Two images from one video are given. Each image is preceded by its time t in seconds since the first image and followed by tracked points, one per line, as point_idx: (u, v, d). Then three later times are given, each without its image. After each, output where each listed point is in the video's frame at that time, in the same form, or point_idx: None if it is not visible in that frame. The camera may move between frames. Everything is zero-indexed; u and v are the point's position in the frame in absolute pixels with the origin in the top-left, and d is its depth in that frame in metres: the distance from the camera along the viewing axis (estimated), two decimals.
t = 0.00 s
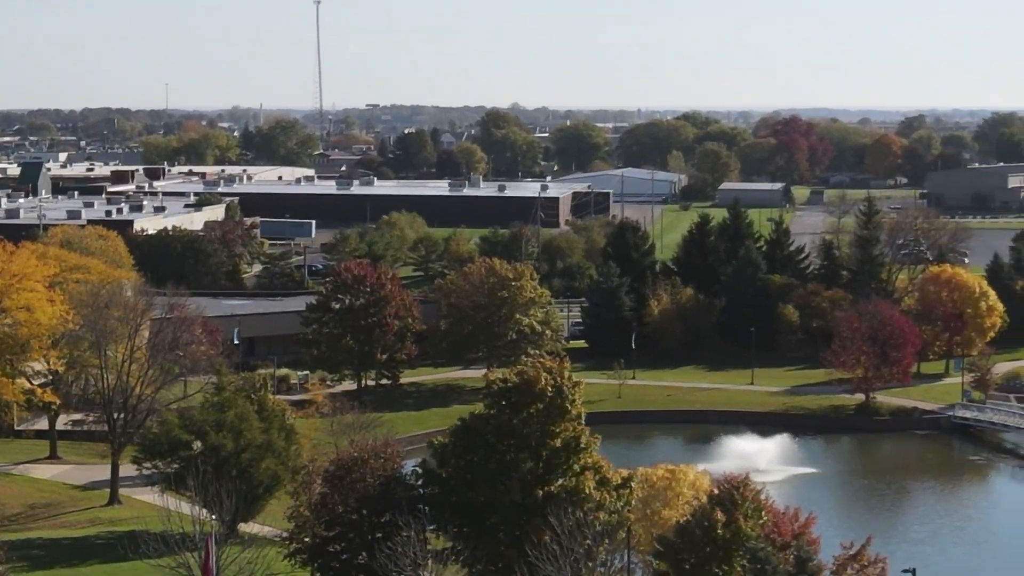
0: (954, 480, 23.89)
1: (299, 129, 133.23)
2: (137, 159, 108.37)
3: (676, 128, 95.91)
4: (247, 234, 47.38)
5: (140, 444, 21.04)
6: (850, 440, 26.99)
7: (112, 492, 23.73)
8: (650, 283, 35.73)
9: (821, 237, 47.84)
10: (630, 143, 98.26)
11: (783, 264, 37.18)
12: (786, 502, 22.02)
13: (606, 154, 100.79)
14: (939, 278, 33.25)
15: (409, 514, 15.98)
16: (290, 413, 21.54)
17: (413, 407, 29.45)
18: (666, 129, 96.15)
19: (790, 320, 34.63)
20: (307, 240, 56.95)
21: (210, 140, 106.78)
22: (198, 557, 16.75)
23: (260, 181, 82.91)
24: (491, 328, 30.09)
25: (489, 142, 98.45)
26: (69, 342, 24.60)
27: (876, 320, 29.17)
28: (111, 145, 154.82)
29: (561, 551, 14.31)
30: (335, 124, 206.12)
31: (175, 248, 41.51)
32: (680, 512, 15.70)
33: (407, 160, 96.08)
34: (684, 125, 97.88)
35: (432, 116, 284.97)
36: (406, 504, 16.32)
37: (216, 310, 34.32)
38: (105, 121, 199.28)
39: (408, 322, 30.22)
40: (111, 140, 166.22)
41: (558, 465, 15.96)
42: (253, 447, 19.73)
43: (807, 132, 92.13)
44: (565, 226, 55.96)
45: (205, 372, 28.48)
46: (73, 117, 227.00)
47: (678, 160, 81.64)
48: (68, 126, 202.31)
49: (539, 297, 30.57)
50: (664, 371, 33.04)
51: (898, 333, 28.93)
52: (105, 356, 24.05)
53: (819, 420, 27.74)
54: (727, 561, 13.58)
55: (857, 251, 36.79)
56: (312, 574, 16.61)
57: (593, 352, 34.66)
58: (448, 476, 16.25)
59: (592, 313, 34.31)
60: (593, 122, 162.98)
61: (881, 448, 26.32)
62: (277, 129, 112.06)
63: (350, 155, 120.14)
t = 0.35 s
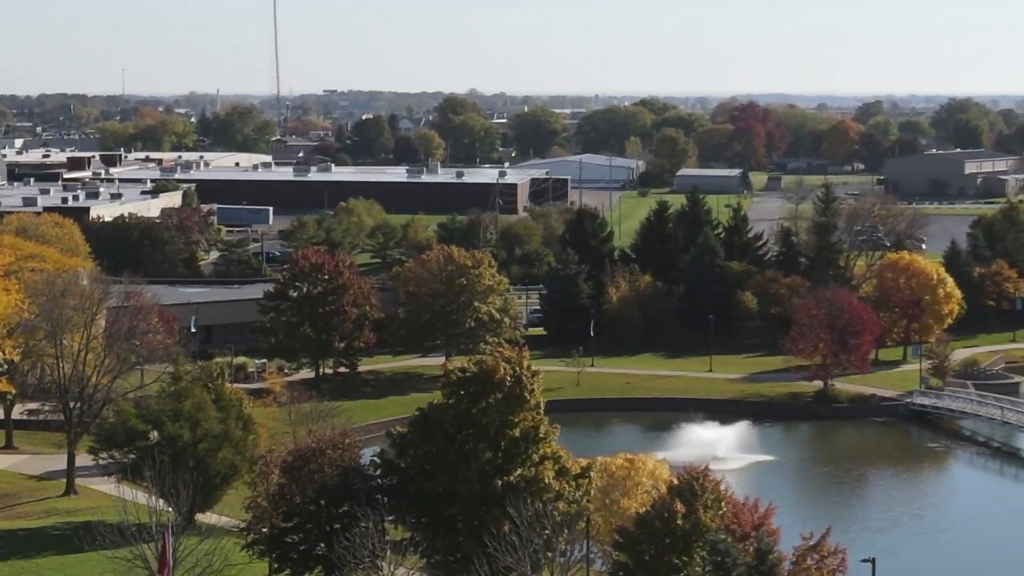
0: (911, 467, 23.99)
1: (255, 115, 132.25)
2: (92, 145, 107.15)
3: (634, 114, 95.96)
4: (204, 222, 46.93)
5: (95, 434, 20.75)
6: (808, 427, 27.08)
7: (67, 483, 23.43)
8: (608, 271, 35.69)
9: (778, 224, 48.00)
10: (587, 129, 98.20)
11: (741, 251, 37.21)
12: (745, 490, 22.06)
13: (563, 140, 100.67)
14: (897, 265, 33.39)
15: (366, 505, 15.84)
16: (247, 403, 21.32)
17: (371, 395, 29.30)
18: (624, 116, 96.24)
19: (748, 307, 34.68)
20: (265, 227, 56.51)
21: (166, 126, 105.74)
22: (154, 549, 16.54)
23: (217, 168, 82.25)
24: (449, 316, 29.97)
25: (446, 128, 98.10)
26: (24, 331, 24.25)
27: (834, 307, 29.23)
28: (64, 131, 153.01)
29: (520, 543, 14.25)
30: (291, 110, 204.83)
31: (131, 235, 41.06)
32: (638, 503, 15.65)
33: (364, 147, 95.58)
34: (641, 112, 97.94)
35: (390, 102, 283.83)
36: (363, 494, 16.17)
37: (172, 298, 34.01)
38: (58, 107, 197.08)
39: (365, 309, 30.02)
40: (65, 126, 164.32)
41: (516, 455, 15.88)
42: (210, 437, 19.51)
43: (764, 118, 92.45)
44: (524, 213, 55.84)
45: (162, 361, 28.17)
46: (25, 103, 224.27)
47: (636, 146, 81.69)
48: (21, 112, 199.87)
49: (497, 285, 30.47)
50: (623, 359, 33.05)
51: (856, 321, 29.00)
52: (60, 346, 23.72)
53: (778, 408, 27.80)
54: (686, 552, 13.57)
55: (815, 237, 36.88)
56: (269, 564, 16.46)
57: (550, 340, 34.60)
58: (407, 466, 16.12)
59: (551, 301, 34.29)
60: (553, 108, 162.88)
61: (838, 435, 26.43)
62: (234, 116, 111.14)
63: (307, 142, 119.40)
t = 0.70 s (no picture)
0: (872, 454, 24.10)
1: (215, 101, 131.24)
2: (50, 131, 105.95)
3: (596, 101, 95.92)
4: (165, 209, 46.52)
5: (55, 424, 20.51)
6: (771, 415, 27.14)
7: (27, 473, 23.18)
8: (570, 259, 35.65)
9: (739, 211, 48.13)
10: (549, 116, 98.08)
11: (702, 238, 37.24)
12: (709, 478, 22.07)
13: (525, 126, 100.52)
14: (858, 252, 33.54)
15: (327, 497, 15.72)
16: (208, 392, 21.11)
17: (333, 383, 29.16)
18: (585, 102, 96.18)
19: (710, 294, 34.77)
20: (226, 213, 56.10)
21: (126, 112, 104.70)
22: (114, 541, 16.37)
23: (177, 155, 81.55)
24: (410, 303, 29.83)
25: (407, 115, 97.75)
26: None
27: (795, 295, 29.28)
28: (22, 116, 151.18)
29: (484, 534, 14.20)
30: (252, 96, 203.41)
31: (90, 223, 40.63)
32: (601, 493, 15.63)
33: (325, 133, 95.04)
34: (603, 98, 97.93)
35: (351, 88, 282.45)
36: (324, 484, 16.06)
37: (132, 286, 33.69)
38: (15, 93, 194.75)
39: (327, 298, 29.82)
40: (23, 112, 162.45)
41: (479, 446, 15.78)
42: (170, 427, 19.29)
43: (725, 104, 92.67)
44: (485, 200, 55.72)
45: (122, 349, 27.90)
46: None
47: (598, 133, 81.70)
48: None
49: (459, 273, 30.36)
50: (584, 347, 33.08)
51: (818, 308, 29.06)
52: (19, 335, 23.43)
53: (740, 395, 27.85)
54: (650, 542, 13.57)
55: (776, 224, 36.96)
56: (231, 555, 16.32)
57: (512, 327, 34.58)
58: (369, 456, 15.99)
59: (512, 289, 34.26)
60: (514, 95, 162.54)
61: (800, 422, 26.53)
62: (194, 102, 110.22)
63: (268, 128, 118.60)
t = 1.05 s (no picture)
0: (838, 442, 24.18)
1: (180, 87, 130.27)
2: (13, 117, 104.85)
3: (562, 87, 95.80)
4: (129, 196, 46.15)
5: (18, 414, 20.27)
6: (737, 403, 27.20)
7: None
8: (536, 247, 35.59)
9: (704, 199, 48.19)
10: (515, 102, 97.90)
11: (668, 226, 37.25)
12: (676, 467, 22.08)
13: (491, 113, 100.29)
14: (824, 240, 33.67)
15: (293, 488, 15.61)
16: (172, 382, 20.92)
17: (298, 372, 29.01)
18: (551, 88, 96.05)
19: (676, 282, 34.80)
20: (190, 201, 55.71)
21: (90, 99, 103.74)
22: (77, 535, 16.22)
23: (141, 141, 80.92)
24: (376, 292, 29.70)
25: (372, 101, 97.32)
26: None
27: (761, 283, 29.32)
28: None
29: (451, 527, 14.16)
30: (217, 83, 202.07)
31: (53, 210, 40.23)
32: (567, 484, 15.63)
33: (290, 119, 94.49)
34: (568, 84, 97.82)
35: (316, 74, 281.11)
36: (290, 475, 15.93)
37: (95, 275, 33.38)
38: None
39: (291, 286, 29.62)
40: None
41: (445, 437, 15.69)
42: (134, 419, 19.11)
43: (691, 91, 92.76)
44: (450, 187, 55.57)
45: (86, 339, 27.65)
46: None
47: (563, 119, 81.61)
48: None
49: (425, 261, 30.22)
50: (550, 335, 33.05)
51: (784, 296, 29.09)
52: None
53: (706, 383, 27.89)
54: (616, 534, 13.58)
55: (742, 212, 37.00)
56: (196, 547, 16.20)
57: (478, 315, 34.50)
58: (334, 447, 15.87)
59: (478, 277, 34.19)
60: (479, 81, 162.18)
61: (766, 410, 26.60)
62: (159, 88, 109.36)
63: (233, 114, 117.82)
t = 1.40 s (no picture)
0: (806, 428, 24.25)
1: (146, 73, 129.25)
2: None
3: (530, 73, 95.59)
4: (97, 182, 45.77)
5: None
6: (705, 390, 27.24)
7: None
8: (504, 234, 35.48)
9: (672, 186, 48.18)
10: (483, 88, 97.64)
11: (637, 213, 37.21)
12: (646, 454, 22.07)
13: (459, 98, 99.99)
14: (793, 227, 33.67)
15: (260, 479, 15.48)
16: (138, 371, 20.73)
17: (266, 360, 28.86)
18: (519, 74, 95.83)
19: (645, 269, 34.78)
20: (158, 187, 55.30)
21: (57, 84, 102.80)
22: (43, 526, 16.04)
23: (107, 128, 80.23)
24: (344, 280, 29.56)
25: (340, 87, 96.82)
26: None
27: (730, 270, 29.31)
28: None
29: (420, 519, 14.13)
30: (182, 68, 200.66)
31: (19, 197, 39.84)
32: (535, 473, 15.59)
33: (258, 105, 93.94)
34: (536, 70, 97.62)
35: (283, 60, 279.46)
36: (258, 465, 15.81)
37: (62, 263, 33.08)
38: None
39: (259, 274, 29.43)
40: None
41: (413, 427, 15.61)
42: (101, 409, 18.91)
43: (659, 77, 92.74)
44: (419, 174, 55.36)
45: (53, 328, 27.42)
46: None
47: (531, 104, 81.44)
48: None
49: (393, 249, 30.08)
50: (519, 322, 32.99)
51: (753, 283, 29.10)
52: None
53: (675, 369, 27.90)
54: (586, 525, 13.58)
55: (711, 198, 36.99)
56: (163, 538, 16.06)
57: (447, 302, 34.39)
58: (302, 438, 15.76)
59: (447, 264, 34.08)
60: (447, 66, 161.68)
61: (736, 397, 26.62)
62: (125, 73, 108.45)
63: (200, 100, 117.01)
